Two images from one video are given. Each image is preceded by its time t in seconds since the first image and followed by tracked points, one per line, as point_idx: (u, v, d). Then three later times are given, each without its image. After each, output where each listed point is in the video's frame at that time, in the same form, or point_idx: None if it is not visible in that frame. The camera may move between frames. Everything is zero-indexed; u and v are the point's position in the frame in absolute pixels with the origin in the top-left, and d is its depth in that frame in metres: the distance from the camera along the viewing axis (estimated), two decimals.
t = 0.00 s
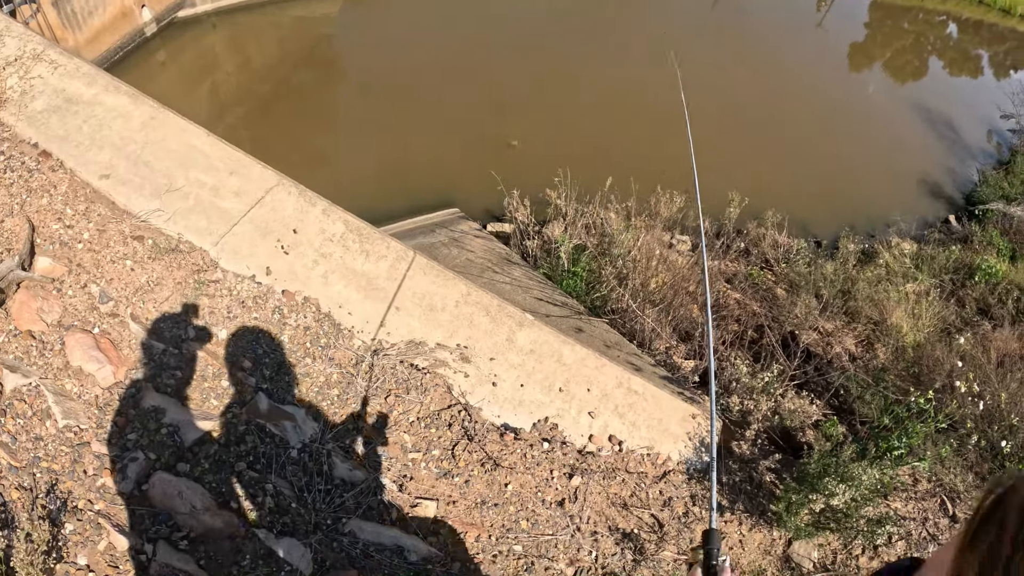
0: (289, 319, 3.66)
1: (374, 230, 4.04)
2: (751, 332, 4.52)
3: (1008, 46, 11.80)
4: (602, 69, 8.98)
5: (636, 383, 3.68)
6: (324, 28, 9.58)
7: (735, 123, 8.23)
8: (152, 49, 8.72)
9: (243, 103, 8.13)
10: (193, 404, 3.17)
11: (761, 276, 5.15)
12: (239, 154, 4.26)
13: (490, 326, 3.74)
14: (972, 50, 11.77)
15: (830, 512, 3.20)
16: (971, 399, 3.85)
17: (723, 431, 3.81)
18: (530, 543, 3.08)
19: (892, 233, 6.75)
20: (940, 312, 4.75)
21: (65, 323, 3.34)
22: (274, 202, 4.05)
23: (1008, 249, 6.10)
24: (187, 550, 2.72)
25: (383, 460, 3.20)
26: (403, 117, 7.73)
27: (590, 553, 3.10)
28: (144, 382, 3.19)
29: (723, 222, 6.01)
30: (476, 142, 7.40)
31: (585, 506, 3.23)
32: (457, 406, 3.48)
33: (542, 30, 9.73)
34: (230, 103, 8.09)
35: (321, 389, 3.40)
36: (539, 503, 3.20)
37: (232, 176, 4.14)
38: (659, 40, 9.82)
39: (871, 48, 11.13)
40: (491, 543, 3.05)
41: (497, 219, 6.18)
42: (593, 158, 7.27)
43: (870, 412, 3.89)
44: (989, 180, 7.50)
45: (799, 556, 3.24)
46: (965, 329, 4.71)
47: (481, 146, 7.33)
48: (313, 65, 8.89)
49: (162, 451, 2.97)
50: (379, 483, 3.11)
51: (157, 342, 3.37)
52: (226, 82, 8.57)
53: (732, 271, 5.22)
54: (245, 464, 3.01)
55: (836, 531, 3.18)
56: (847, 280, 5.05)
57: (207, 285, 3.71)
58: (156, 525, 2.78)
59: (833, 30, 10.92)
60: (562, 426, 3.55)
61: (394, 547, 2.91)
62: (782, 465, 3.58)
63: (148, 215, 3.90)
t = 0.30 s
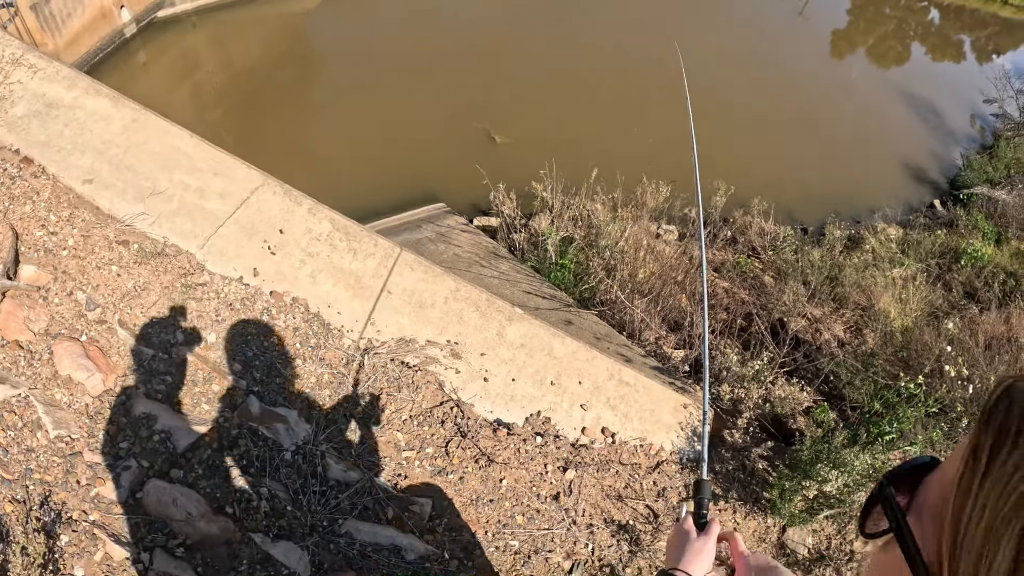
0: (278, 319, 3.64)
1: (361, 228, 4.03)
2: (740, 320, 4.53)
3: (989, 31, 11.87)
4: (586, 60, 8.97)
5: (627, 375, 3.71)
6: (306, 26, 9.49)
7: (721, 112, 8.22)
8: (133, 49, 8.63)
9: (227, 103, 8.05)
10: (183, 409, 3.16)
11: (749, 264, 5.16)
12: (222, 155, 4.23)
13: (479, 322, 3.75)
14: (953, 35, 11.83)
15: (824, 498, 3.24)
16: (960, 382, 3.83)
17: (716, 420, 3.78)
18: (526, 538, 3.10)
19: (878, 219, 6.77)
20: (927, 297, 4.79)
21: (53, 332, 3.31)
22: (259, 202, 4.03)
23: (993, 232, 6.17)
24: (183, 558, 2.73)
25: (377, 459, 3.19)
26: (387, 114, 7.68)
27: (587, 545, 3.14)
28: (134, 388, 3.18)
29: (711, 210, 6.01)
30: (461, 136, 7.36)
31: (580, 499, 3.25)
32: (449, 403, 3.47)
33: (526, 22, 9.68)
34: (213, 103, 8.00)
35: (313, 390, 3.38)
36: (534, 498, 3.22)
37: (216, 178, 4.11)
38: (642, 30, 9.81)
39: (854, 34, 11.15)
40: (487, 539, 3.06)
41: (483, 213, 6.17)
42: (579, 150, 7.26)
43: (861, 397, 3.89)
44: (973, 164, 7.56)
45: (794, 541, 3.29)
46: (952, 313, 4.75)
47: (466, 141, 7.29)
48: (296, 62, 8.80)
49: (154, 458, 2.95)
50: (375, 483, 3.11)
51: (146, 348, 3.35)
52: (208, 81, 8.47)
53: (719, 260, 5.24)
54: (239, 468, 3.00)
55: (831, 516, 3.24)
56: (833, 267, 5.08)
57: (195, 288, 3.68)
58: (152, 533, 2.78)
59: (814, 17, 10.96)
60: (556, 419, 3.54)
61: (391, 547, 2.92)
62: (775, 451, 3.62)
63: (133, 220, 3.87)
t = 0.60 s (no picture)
0: (255, 322, 3.53)
1: (339, 226, 3.93)
2: (727, 308, 4.45)
3: (970, 13, 11.86)
4: (568, 50, 8.86)
5: (613, 367, 3.65)
6: (281, 23, 9.23)
7: (707, 101, 8.11)
8: (108, 52, 8.39)
9: (204, 101, 7.81)
10: (159, 419, 3.07)
11: (735, 251, 5.11)
12: (196, 155, 4.10)
13: (461, 318, 3.67)
14: (935, 17, 11.80)
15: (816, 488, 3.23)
16: (952, 368, 3.78)
17: (704, 411, 3.70)
18: (514, 538, 3.04)
19: (861, 202, 6.76)
20: (913, 279, 4.75)
21: (24, 344, 3.21)
22: (233, 202, 3.92)
23: (978, 213, 6.15)
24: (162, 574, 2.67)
25: (361, 464, 3.11)
26: (368, 110, 7.53)
27: (577, 544, 3.08)
28: (109, 401, 3.09)
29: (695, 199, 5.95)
30: (444, 130, 7.23)
31: (569, 496, 3.19)
32: (433, 403, 3.40)
33: (506, 13, 9.54)
34: (189, 102, 7.74)
35: (291, 399, 3.26)
36: (522, 498, 3.15)
37: (188, 179, 3.99)
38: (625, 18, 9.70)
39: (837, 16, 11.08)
40: (475, 542, 2.99)
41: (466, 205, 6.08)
42: (563, 141, 7.15)
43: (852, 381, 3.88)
44: (957, 147, 7.54)
45: (787, 532, 3.23)
46: (939, 295, 4.73)
47: (449, 135, 7.15)
48: (274, 59, 8.60)
49: (131, 472, 2.88)
50: (357, 488, 3.02)
51: (119, 357, 3.24)
52: (185, 80, 8.20)
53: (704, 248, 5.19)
54: (217, 479, 2.92)
55: (823, 507, 3.19)
56: (819, 252, 5.05)
57: (169, 293, 3.57)
58: (131, 549, 2.71)
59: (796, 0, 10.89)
60: (543, 416, 3.48)
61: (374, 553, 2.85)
62: (766, 441, 3.58)
63: (105, 225, 3.75)
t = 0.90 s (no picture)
0: (222, 343, 3.33)
1: (309, 234, 3.72)
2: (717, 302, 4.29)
3: None
4: (549, 42, 8.62)
5: (603, 372, 3.52)
6: (253, 16, 8.61)
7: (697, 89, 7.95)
8: (79, 58, 7.62)
9: (178, 102, 7.21)
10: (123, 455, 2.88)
11: (721, 241, 4.99)
12: (157, 162, 3.81)
13: (442, 328, 3.51)
14: None
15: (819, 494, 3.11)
16: (956, 366, 3.70)
17: (700, 413, 3.60)
18: (505, 563, 2.91)
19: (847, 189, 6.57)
20: (903, 266, 4.66)
21: None
22: (197, 213, 3.67)
23: (963, 197, 6.17)
24: None
25: (340, 492, 2.96)
26: (347, 110, 7.18)
27: (574, 565, 2.96)
28: (69, 437, 2.88)
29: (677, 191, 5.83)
30: (425, 129, 6.94)
31: (562, 516, 3.07)
32: (415, 422, 3.24)
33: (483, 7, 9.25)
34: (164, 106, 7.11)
35: (262, 421, 3.09)
36: (513, 519, 3.03)
37: (149, 189, 3.71)
38: (606, 9, 9.47)
39: None
40: (465, 569, 2.86)
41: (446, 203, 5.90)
42: (548, 137, 6.92)
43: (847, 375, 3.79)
44: (940, 131, 7.46)
45: (788, 537, 3.13)
46: (927, 282, 4.61)
47: (431, 135, 6.87)
48: (250, 55, 8.02)
49: (94, 516, 2.70)
50: (338, 520, 2.87)
51: (79, 388, 3.02)
52: (159, 81, 7.51)
53: (690, 239, 5.04)
54: (187, 518, 2.76)
55: (824, 511, 3.11)
56: (808, 240, 4.89)
57: (130, 315, 3.33)
58: None
59: None
60: (531, 428, 3.33)
61: None
62: (764, 444, 3.46)
63: (62, 244, 3.46)
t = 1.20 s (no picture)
0: (199, 370, 3.22)
1: (285, 251, 3.62)
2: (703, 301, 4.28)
3: None
4: (531, 40, 8.51)
5: (591, 382, 3.48)
6: (231, 19, 8.44)
7: (678, 81, 8.02)
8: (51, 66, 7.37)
9: (153, 106, 6.96)
10: (102, 493, 2.75)
11: (704, 237, 4.97)
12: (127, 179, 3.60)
13: (425, 343, 3.44)
14: None
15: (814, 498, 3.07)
16: (947, 365, 3.67)
17: (690, 418, 3.64)
18: None
19: (828, 181, 6.54)
20: (887, 258, 4.68)
21: None
22: (169, 232, 3.52)
23: (945, 185, 6.19)
24: None
25: (326, 521, 2.89)
26: (327, 113, 7.00)
27: None
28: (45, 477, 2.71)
29: (658, 187, 5.77)
30: (408, 132, 6.79)
31: (555, 534, 3.04)
32: (400, 443, 3.19)
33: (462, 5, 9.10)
34: (142, 110, 6.88)
35: (243, 450, 3.01)
36: (505, 540, 2.98)
37: (119, 209, 3.52)
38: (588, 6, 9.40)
39: None
40: None
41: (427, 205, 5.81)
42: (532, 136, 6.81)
43: (835, 373, 3.74)
44: (920, 120, 7.49)
45: (783, 542, 3.08)
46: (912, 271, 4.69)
47: (414, 137, 6.73)
48: (224, 58, 7.80)
49: (74, 559, 2.57)
50: (325, 550, 2.80)
51: (53, 423, 2.84)
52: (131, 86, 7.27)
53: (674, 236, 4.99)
54: (170, 557, 2.68)
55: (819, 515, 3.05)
56: (792, 235, 4.86)
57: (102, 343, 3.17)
58: None
59: None
60: (518, 441, 3.31)
61: None
62: (756, 447, 3.45)
63: (30, 268, 3.28)
